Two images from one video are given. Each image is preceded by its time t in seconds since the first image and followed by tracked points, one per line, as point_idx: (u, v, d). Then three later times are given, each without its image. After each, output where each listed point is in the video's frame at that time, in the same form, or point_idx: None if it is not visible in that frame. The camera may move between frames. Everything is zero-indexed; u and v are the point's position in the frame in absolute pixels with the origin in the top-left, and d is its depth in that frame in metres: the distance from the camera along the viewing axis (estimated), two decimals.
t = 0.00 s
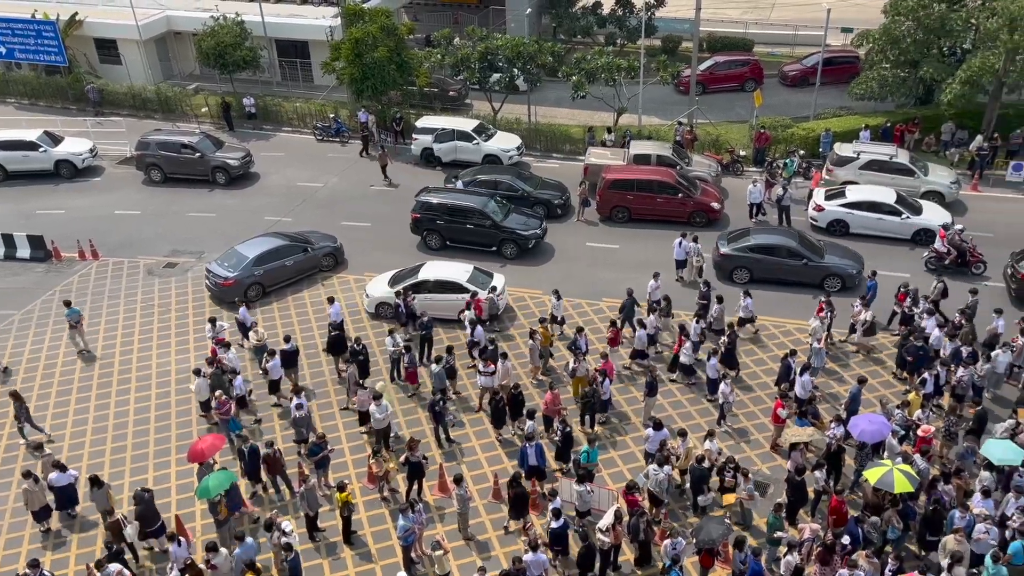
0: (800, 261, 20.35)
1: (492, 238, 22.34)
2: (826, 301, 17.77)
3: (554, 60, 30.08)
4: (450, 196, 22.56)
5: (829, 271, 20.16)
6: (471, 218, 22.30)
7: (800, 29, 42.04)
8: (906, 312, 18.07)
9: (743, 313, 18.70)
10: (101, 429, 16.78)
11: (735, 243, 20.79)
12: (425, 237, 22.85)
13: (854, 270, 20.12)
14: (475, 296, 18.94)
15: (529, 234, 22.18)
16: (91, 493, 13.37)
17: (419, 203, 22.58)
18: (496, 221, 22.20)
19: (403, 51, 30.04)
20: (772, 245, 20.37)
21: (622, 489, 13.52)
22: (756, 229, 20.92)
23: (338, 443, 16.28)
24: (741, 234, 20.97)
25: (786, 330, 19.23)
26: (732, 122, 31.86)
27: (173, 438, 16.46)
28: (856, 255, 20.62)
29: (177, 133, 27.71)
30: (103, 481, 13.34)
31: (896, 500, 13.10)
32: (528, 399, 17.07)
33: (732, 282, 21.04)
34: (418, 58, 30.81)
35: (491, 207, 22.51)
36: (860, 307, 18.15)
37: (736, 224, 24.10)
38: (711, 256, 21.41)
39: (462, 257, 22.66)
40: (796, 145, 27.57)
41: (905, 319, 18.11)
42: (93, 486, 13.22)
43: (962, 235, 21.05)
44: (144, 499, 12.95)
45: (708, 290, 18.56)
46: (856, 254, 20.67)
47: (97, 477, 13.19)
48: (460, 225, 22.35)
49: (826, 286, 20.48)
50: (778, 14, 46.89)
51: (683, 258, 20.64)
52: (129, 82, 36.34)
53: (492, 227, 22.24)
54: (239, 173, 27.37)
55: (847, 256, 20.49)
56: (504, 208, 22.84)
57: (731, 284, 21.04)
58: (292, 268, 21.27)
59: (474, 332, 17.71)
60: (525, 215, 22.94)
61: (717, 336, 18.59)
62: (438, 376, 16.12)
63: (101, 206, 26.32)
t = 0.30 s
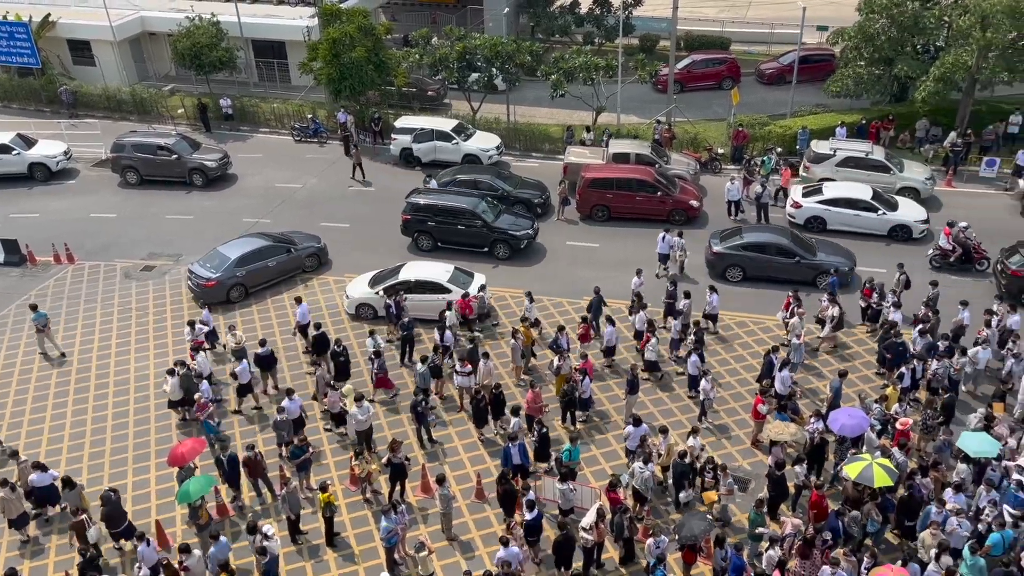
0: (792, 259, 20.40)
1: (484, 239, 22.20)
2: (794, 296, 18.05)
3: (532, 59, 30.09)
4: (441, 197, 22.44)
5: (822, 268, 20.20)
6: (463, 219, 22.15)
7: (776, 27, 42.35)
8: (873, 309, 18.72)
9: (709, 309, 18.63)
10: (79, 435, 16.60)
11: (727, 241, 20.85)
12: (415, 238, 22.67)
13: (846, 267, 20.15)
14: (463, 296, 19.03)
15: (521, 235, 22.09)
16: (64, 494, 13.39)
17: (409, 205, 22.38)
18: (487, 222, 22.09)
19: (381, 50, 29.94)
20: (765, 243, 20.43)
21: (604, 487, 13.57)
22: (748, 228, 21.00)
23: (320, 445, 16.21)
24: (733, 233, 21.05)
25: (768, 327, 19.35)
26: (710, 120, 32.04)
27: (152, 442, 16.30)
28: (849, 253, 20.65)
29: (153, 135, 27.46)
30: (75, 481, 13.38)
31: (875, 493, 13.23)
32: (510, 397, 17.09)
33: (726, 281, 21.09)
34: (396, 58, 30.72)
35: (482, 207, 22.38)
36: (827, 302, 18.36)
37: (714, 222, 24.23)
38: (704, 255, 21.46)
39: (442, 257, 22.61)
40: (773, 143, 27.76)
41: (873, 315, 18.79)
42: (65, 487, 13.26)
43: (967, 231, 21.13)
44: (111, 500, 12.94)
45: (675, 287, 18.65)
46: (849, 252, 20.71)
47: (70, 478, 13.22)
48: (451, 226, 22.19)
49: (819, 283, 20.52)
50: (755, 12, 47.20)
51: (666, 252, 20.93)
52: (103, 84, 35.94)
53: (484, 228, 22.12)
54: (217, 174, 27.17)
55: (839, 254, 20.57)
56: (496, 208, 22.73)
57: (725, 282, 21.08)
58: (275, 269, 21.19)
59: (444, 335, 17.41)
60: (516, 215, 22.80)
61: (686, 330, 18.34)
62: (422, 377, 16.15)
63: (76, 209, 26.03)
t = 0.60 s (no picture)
0: (786, 256, 20.49)
1: (478, 239, 22.15)
2: (762, 291, 18.35)
3: (512, 58, 30.07)
4: (433, 198, 22.34)
5: (815, 265, 20.30)
6: (457, 219, 22.08)
7: (753, 25, 42.60)
8: (841, 305, 18.80)
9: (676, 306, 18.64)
10: (56, 440, 16.41)
11: (721, 239, 20.95)
12: (409, 239, 22.57)
13: (839, 264, 20.26)
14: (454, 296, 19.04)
15: (515, 235, 22.04)
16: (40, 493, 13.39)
17: (402, 206, 22.31)
18: (480, 222, 22.02)
19: (359, 50, 29.80)
20: (758, 240, 20.50)
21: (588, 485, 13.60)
22: (741, 226, 21.08)
23: (301, 447, 16.12)
24: (726, 231, 21.16)
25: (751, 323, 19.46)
26: (689, 118, 32.17)
27: (132, 447, 16.15)
28: (842, 249, 20.76)
29: (129, 136, 27.16)
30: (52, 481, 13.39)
31: (855, 486, 13.34)
32: (491, 397, 17.10)
33: (720, 278, 21.16)
34: (374, 58, 30.60)
35: (476, 207, 22.31)
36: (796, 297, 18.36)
37: (694, 220, 24.32)
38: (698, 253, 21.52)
39: (423, 257, 22.56)
40: (752, 140, 27.92)
41: (841, 312, 18.92)
42: (42, 486, 13.27)
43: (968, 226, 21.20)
44: (81, 499, 12.96)
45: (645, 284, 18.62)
46: (841, 248, 20.82)
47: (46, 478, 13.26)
48: (444, 226, 22.12)
49: (813, 280, 20.62)
50: (732, 10, 47.46)
51: (651, 245, 21.27)
52: (78, 85, 35.53)
53: (477, 228, 22.04)
54: (195, 176, 26.96)
55: (832, 250, 20.66)
56: (490, 208, 22.66)
57: (719, 280, 21.15)
58: (259, 269, 21.12)
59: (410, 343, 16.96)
60: (511, 215, 22.75)
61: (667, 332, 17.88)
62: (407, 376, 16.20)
63: (51, 212, 25.73)
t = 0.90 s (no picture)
0: (781, 254, 20.54)
1: (474, 240, 22.05)
2: (731, 287, 18.51)
3: (491, 57, 30.07)
4: (428, 199, 22.28)
5: (810, 263, 20.33)
6: (452, 220, 22.00)
7: (732, 24, 42.82)
8: (808, 302, 18.93)
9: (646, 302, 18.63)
10: (35, 445, 16.23)
11: (715, 237, 21.02)
12: (403, 241, 22.44)
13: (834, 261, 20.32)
14: (450, 293, 19.03)
15: (511, 235, 21.95)
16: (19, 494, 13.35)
17: (397, 207, 22.19)
18: (476, 223, 21.97)
19: (338, 50, 29.68)
20: (753, 238, 20.58)
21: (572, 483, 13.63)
22: (735, 224, 21.19)
23: (283, 449, 16.04)
24: (720, 229, 21.23)
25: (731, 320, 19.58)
26: (669, 116, 32.29)
27: (111, 451, 16.00)
28: (835, 247, 20.85)
29: (106, 138, 26.90)
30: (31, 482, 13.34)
31: (836, 481, 13.47)
32: (475, 396, 17.11)
33: (715, 277, 21.16)
34: (353, 57, 30.49)
35: (471, 208, 22.26)
36: (768, 293, 18.21)
37: (675, 218, 24.43)
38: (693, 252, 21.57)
39: (405, 257, 22.51)
40: (731, 138, 28.07)
41: (807, 309, 19.03)
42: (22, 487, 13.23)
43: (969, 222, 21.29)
44: (53, 496, 12.98)
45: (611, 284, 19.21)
46: (835, 246, 20.88)
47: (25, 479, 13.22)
48: (439, 227, 22.02)
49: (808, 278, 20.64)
50: (711, 9, 47.69)
51: (637, 239, 21.61)
52: (53, 87, 35.15)
53: (473, 229, 21.97)
54: (173, 177, 26.75)
55: (825, 248, 20.76)
56: (486, 210, 22.62)
57: (715, 279, 21.15)
58: (245, 270, 21.00)
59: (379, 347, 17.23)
60: (507, 216, 22.64)
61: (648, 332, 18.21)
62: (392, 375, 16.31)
63: (27, 214, 25.45)
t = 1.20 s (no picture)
0: (778, 252, 20.51)
1: (472, 240, 21.93)
2: (704, 285, 18.50)
3: (473, 57, 30.04)
4: (424, 199, 22.11)
5: (806, 261, 20.34)
6: (450, 220, 21.84)
7: (713, 22, 43.00)
8: (780, 300, 18.90)
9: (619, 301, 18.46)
10: (14, 450, 16.05)
11: (711, 236, 20.95)
12: (401, 242, 22.27)
13: (829, 259, 20.37)
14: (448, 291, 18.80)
15: (510, 235, 21.86)
16: None
17: (393, 207, 21.99)
18: (474, 223, 21.85)
19: (319, 50, 29.56)
20: (750, 236, 20.50)
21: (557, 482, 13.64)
22: (731, 222, 21.13)
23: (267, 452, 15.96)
24: (717, 227, 21.16)
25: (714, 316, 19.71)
26: (651, 115, 32.39)
27: (92, 455, 15.85)
28: (831, 244, 20.88)
29: (84, 139, 26.66)
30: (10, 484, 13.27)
31: (819, 476, 13.56)
32: (460, 396, 17.08)
33: (713, 276, 21.11)
34: (334, 57, 30.36)
35: (468, 208, 22.13)
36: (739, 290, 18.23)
37: (658, 216, 24.51)
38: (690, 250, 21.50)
39: (387, 257, 22.45)
40: (713, 136, 28.20)
41: (779, 307, 19.00)
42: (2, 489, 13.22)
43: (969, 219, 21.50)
44: (28, 497, 12.95)
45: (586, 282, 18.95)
46: (831, 244, 20.90)
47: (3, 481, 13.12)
48: (437, 228, 21.87)
49: (805, 275, 20.65)
50: (692, 8, 47.88)
51: (627, 233, 21.83)
52: (30, 88, 34.78)
53: (471, 229, 21.85)
54: (153, 178, 26.54)
55: (822, 246, 20.75)
56: (483, 209, 22.52)
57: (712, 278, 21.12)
58: (232, 270, 20.96)
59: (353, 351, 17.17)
60: (503, 216, 22.56)
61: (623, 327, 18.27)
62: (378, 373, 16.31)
63: (5, 217, 25.18)
